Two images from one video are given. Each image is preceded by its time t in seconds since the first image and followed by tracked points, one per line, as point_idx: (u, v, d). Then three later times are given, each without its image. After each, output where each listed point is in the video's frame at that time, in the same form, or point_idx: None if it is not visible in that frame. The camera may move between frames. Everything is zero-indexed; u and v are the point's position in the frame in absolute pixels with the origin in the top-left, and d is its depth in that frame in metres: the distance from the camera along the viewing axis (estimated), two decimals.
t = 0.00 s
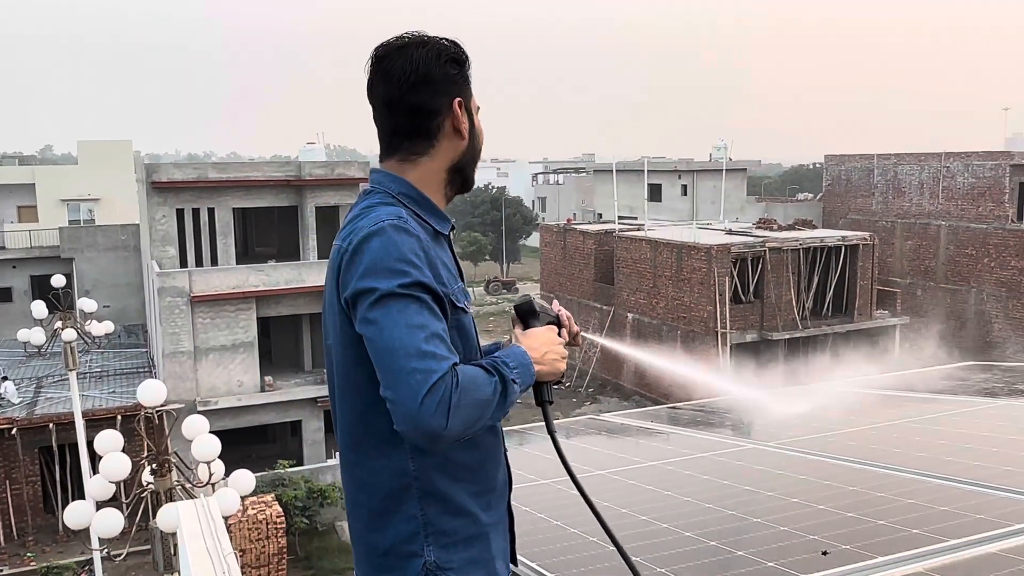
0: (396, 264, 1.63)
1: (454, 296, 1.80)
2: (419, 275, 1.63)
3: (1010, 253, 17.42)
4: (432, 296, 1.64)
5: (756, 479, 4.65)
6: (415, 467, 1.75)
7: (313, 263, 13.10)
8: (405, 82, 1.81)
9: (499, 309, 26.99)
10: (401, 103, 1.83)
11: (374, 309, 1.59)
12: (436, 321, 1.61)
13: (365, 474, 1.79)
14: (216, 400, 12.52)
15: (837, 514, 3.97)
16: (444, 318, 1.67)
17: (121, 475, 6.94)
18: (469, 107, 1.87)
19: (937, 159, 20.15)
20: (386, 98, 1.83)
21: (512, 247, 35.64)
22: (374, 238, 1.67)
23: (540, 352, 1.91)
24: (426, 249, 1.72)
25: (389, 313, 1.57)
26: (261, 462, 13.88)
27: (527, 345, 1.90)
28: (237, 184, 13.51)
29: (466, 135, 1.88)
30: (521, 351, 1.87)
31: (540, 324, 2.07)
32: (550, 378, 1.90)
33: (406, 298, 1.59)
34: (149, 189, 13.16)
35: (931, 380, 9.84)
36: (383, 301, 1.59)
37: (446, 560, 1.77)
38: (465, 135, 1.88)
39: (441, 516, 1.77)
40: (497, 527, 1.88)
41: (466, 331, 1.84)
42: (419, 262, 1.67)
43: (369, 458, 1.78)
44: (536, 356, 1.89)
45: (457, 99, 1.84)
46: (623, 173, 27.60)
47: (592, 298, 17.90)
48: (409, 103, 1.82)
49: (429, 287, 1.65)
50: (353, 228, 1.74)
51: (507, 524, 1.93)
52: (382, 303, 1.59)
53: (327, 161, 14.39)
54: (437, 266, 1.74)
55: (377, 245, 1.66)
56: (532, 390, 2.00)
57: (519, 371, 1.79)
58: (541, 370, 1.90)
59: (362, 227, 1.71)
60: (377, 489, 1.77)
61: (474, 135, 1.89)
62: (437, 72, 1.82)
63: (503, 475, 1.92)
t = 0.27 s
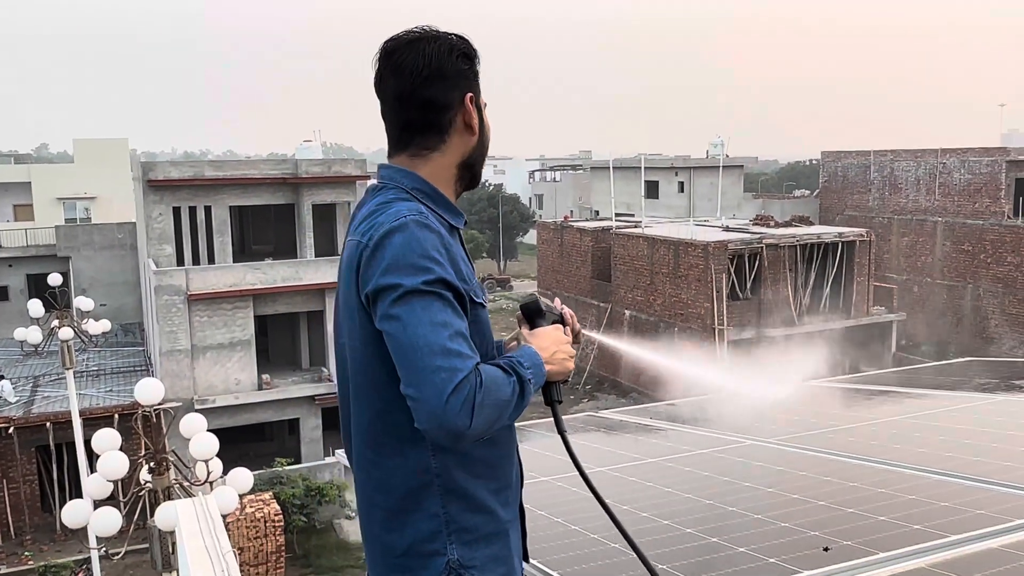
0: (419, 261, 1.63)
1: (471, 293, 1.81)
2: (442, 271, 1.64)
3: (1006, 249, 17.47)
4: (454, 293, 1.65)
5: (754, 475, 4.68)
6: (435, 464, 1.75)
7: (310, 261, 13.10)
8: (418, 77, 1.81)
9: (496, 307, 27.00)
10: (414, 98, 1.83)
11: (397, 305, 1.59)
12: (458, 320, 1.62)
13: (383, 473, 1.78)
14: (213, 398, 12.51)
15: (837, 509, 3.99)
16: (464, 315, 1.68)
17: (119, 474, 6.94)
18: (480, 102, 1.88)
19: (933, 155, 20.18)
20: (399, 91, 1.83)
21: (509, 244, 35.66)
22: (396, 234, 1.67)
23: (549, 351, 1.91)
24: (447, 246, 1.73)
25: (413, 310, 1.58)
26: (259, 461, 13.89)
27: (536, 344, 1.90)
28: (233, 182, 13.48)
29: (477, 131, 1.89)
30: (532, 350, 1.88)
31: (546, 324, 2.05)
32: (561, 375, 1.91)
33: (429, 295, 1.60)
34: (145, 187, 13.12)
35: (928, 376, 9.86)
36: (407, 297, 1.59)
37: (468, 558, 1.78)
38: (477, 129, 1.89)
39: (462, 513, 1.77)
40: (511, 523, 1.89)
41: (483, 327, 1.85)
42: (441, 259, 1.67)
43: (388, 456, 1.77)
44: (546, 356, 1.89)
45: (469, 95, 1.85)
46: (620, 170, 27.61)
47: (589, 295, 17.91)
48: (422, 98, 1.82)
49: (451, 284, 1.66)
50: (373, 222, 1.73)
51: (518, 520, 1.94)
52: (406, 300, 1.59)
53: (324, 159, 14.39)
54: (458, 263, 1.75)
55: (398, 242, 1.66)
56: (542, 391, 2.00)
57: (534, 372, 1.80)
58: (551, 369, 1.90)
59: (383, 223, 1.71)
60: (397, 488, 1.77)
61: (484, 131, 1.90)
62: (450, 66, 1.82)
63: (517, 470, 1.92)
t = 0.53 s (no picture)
0: (423, 253, 1.63)
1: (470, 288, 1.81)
2: (444, 265, 1.64)
3: (1002, 242, 17.49)
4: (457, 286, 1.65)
5: (749, 468, 4.69)
6: (431, 459, 1.75)
7: (307, 255, 13.09)
8: (420, 67, 1.81)
9: (493, 301, 27.00)
10: (415, 87, 1.82)
11: (401, 296, 1.58)
12: (461, 313, 1.62)
13: (378, 468, 1.78)
14: (209, 392, 12.50)
15: (832, 501, 4.00)
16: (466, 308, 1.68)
17: (115, 468, 6.93)
18: (478, 95, 1.88)
19: (930, 148, 20.17)
20: (398, 82, 1.83)
21: (507, 238, 35.65)
22: (398, 225, 1.66)
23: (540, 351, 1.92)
24: (449, 238, 1.72)
25: (417, 301, 1.58)
26: (256, 454, 13.91)
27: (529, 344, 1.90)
28: (229, 175, 13.45)
29: (475, 124, 1.89)
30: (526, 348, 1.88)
31: (537, 323, 2.04)
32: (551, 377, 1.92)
33: (432, 287, 1.60)
34: (141, 181, 13.09)
35: (924, 370, 9.87)
36: (409, 288, 1.58)
37: (463, 553, 1.78)
38: (474, 123, 1.89)
39: (457, 508, 1.77)
40: (505, 518, 1.89)
41: (481, 322, 1.85)
42: (444, 251, 1.67)
43: (383, 451, 1.76)
44: (538, 355, 1.89)
45: (468, 88, 1.85)
46: (616, 163, 27.59)
47: (586, 289, 17.92)
48: (423, 89, 1.82)
49: (453, 277, 1.65)
50: (375, 213, 1.72)
51: (511, 516, 1.94)
52: (410, 290, 1.58)
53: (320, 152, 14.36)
54: (459, 257, 1.75)
55: (401, 233, 1.65)
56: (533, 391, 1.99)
57: (530, 367, 1.81)
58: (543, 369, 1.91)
59: (386, 214, 1.70)
60: (392, 482, 1.77)
61: (481, 125, 1.90)
62: (451, 57, 1.82)
63: (511, 465, 1.92)
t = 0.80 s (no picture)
0: (450, 242, 1.63)
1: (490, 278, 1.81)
2: (470, 254, 1.64)
3: (1009, 236, 17.45)
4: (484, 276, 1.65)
5: (756, 460, 4.69)
6: (449, 451, 1.75)
7: (312, 248, 13.10)
8: (435, 56, 1.80)
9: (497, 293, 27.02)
10: (430, 76, 1.81)
11: (431, 286, 1.58)
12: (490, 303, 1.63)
13: (394, 460, 1.78)
14: (215, 384, 12.53)
15: (838, 493, 4.01)
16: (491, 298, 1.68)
17: (122, 459, 6.96)
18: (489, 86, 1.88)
19: (936, 141, 20.09)
20: (411, 71, 1.82)
21: (512, 231, 35.66)
22: (423, 213, 1.66)
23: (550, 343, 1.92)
24: (472, 228, 1.73)
25: (448, 292, 1.58)
26: (261, 446, 13.95)
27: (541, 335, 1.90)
28: (235, 168, 13.46)
29: (486, 115, 1.90)
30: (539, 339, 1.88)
31: (544, 315, 2.05)
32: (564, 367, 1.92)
33: (459, 277, 1.60)
34: (147, 173, 13.10)
35: (931, 362, 9.86)
36: (438, 278, 1.59)
37: (479, 546, 1.79)
38: (486, 114, 1.90)
39: (473, 501, 1.78)
40: (519, 511, 1.90)
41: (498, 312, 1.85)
42: (468, 240, 1.68)
43: (401, 443, 1.76)
44: (550, 347, 1.90)
45: (482, 78, 1.85)
46: (621, 156, 27.56)
47: (591, 282, 17.91)
48: (438, 77, 1.81)
49: (479, 267, 1.66)
50: (397, 201, 1.71)
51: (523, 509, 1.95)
52: (441, 280, 1.59)
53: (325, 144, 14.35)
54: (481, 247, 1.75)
55: (426, 221, 1.65)
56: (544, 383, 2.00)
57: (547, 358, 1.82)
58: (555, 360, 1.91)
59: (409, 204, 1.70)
60: (409, 475, 1.77)
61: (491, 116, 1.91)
62: (465, 47, 1.81)
63: (523, 459, 1.93)
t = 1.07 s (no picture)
0: (478, 227, 1.64)
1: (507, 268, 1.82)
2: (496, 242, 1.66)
3: (1012, 230, 17.41)
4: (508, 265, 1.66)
5: (757, 452, 4.70)
6: (463, 438, 1.76)
7: (315, 240, 13.10)
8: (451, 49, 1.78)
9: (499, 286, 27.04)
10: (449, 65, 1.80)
11: (460, 268, 1.59)
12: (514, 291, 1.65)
13: (408, 445, 1.78)
14: (218, 375, 12.56)
15: (840, 485, 4.01)
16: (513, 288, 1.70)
17: (125, 449, 6.98)
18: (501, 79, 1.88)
19: (940, 135, 20.01)
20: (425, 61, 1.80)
21: (514, 223, 35.65)
22: (454, 196, 1.67)
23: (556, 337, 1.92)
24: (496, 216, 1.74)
25: (476, 275, 1.59)
26: (264, 437, 13.99)
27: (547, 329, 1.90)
28: (238, 159, 13.45)
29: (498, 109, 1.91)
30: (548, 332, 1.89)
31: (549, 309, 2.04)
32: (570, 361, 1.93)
33: (486, 263, 1.62)
34: (149, 165, 13.10)
35: (933, 356, 9.85)
36: (465, 261, 1.60)
37: (488, 535, 1.80)
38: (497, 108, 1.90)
39: (484, 488, 1.79)
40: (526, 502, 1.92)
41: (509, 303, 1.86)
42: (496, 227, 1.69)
43: (415, 428, 1.76)
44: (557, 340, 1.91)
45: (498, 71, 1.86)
46: (624, 149, 27.51)
47: (593, 274, 17.90)
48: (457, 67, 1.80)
49: (503, 256, 1.68)
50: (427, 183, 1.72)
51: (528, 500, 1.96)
52: (470, 263, 1.60)
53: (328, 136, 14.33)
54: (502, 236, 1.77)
55: (457, 204, 1.66)
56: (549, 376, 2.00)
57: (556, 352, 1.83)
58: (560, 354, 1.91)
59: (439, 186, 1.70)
60: (422, 461, 1.77)
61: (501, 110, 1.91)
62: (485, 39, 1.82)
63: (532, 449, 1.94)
